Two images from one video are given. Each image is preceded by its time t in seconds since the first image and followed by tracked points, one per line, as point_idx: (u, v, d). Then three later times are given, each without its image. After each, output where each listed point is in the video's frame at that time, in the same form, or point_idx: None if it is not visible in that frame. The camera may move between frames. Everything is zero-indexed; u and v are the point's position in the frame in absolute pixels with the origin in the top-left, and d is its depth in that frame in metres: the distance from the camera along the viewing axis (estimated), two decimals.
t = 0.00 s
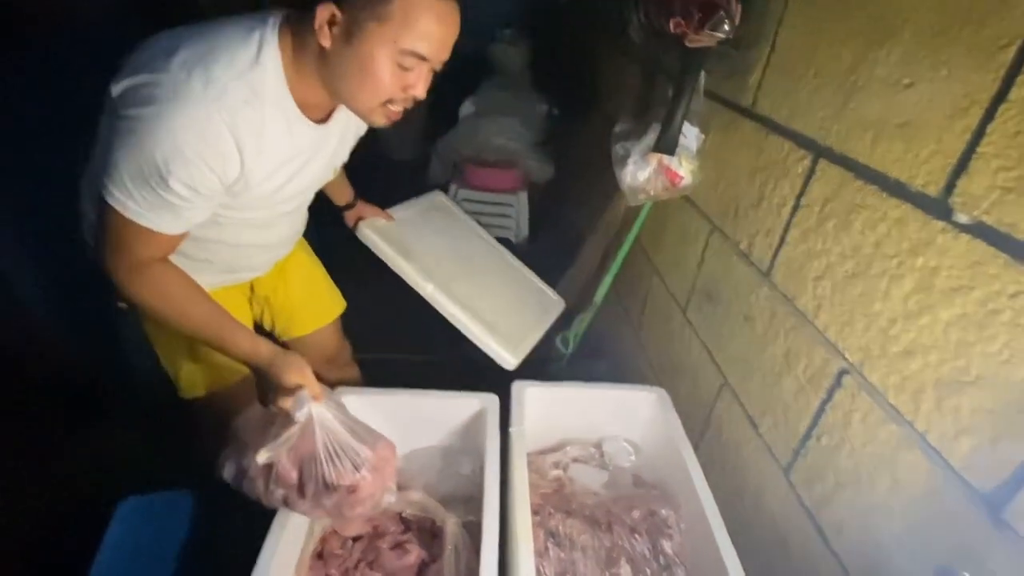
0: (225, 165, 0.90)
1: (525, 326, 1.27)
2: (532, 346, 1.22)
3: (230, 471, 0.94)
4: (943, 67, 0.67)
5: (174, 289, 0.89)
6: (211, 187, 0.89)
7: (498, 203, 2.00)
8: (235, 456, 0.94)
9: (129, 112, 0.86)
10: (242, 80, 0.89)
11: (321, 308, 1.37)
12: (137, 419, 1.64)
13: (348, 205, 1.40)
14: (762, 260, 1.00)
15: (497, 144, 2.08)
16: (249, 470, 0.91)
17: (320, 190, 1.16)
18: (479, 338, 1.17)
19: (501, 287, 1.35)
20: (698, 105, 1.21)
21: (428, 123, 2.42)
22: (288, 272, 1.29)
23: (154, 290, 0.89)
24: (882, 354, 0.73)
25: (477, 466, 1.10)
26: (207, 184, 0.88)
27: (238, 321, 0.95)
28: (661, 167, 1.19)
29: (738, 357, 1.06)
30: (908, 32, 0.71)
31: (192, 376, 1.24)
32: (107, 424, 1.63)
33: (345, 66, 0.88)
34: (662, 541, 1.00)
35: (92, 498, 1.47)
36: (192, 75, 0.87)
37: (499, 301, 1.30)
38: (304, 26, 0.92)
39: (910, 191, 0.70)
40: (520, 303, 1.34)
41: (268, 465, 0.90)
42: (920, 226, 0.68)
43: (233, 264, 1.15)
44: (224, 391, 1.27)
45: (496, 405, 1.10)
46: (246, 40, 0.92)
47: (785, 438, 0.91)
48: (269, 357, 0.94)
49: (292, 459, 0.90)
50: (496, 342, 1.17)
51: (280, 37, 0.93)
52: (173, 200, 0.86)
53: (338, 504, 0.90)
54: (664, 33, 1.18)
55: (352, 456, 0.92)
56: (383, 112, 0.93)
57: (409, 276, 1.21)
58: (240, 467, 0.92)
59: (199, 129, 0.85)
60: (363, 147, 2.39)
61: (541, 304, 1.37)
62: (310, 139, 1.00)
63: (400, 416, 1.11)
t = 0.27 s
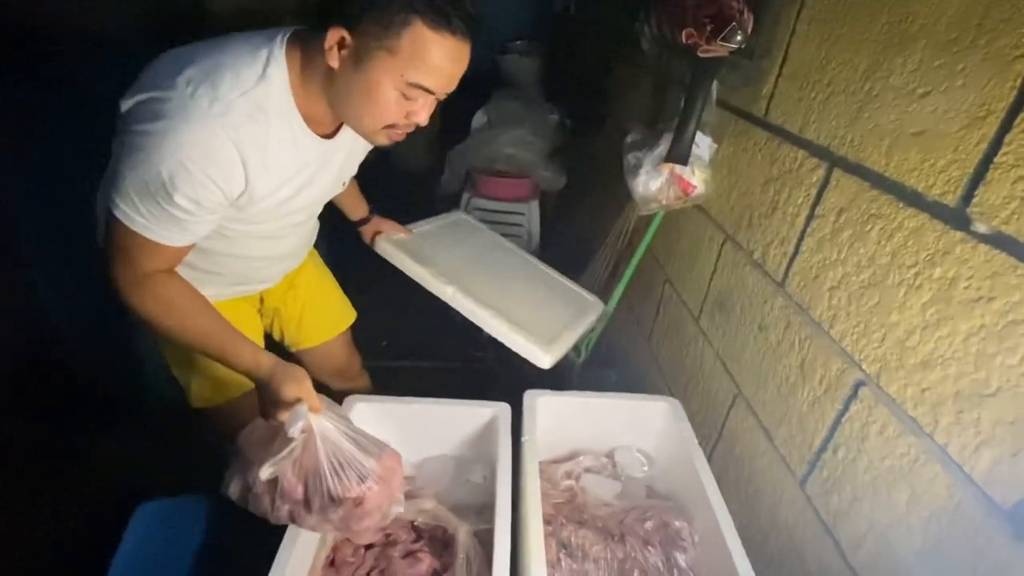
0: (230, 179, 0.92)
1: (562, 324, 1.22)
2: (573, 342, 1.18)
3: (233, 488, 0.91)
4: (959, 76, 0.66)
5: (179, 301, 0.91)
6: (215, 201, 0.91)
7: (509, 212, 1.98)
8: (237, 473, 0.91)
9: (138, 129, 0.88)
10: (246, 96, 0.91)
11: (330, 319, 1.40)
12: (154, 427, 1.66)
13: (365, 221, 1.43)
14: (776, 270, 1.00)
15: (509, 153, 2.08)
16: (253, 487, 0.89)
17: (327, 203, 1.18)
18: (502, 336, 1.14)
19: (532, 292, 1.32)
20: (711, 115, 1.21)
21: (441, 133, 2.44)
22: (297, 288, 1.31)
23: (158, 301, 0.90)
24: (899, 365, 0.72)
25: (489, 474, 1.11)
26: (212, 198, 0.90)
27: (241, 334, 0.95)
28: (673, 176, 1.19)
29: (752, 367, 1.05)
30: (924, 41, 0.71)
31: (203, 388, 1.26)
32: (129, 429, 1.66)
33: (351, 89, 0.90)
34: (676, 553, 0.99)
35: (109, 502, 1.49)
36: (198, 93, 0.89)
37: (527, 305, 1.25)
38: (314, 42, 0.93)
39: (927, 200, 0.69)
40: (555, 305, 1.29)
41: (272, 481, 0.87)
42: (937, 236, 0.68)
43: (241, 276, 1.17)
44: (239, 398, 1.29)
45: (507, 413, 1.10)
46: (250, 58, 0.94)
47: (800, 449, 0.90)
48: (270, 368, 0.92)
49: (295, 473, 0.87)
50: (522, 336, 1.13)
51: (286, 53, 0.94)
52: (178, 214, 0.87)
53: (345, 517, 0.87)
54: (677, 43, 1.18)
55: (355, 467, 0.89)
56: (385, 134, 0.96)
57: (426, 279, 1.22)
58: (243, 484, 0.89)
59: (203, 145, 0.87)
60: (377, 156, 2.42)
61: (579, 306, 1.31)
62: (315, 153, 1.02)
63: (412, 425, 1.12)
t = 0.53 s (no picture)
0: (256, 182, 0.92)
1: (610, 374, 1.07)
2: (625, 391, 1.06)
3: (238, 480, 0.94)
4: (970, 76, 0.66)
5: (200, 295, 0.91)
6: (240, 203, 0.91)
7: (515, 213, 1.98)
8: (242, 467, 0.94)
9: (171, 129, 0.89)
10: (276, 101, 0.91)
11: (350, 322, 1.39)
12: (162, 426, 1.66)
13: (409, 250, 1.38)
14: (785, 272, 0.99)
15: (516, 155, 2.07)
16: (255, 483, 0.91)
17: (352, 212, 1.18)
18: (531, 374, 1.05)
19: (588, 333, 1.19)
20: (718, 116, 1.21)
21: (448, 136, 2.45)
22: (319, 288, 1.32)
23: (178, 294, 0.90)
24: (910, 368, 0.72)
25: (496, 475, 1.11)
26: (238, 200, 0.91)
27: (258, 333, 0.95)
28: (681, 178, 1.19)
29: (761, 370, 1.04)
30: (934, 41, 0.71)
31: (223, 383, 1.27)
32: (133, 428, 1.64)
33: (380, 103, 0.91)
34: (683, 556, 0.98)
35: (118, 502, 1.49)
36: (229, 95, 0.90)
37: (575, 344, 1.14)
38: (343, 54, 0.94)
39: (938, 201, 0.69)
40: (613, 351, 1.14)
41: (271, 480, 0.89)
42: (948, 237, 0.67)
43: (263, 276, 1.18)
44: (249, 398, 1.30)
45: (514, 414, 1.10)
46: (283, 65, 0.95)
47: (810, 452, 0.90)
48: (279, 368, 0.92)
49: (293, 475, 0.88)
50: (552, 377, 1.03)
51: (317, 61, 0.95)
52: (204, 214, 0.88)
53: (338, 524, 0.87)
54: (684, 44, 1.18)
55: (353, 476, 0.89)
56: (411, 145, 0.97)
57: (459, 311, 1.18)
58: (247, 479, 0.91)
59: (232, 148, 0.88)
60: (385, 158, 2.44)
61: (643, 350, 1.15)
62: (340, 160, 1.02)
63: (419, 426, 1.12)
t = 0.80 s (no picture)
0: (298, 184, 0.93)
1: (637, 473, 0.83)
2: (642, 497, 0.81)
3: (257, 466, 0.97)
4: (977, 73, 0.65)
5: (234, 287, 0.92)
6: (280, 204, 0.93)
7: (515, 211, 2.02)
8: (261, 454, 0.96)
9: (225, 127, 0.91)
10: (324, 107, 0.92)
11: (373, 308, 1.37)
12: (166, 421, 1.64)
13: (479, 292, 1.27)
14: (790, 270, 0.98)
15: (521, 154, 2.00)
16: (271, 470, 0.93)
17: (387, 220, 1.17)
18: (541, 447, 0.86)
19: (639, 420, 0.93)
20: (722, 114, 1.20)
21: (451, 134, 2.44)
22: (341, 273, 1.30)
23: (214, 283, 0.92)
24: (916, 367, 0.71)
25: (501, 475, 1.12)
26: (279, 199, 0.92)
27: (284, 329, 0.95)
28: (685, 176, 1.19)
29: (766, 368, 1.04)
30: (941, 38, 0.70)
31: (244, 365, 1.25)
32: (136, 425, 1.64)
33: (424, 117, 0.90)
34: (688, 556, 0.98)
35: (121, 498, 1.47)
36: (282, 98, 0.91)
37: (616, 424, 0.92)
38: (388, 66, 0.94)
39: (944, 199, 0.68)
40: (663, 449, 0.88)
41: (282, 471, 0.90)
42: (955, 235, 0.67)
43: (295, 269, 1.18)
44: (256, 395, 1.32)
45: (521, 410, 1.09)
46: (335, 72, 0.96)
47: (815, 451, 0.89)
48: (299, 366, 0.94)
49: (302, 469, 0.89)
50: (561, 458, 0.84)
51: (368, 70, 0.96)
52: (246, 210, 0.90)
53: (341, 522, 0.88)
54: (689, 41, 1.18)
55: (360, 478, 0.89)
56: (452, 159, 0.95)
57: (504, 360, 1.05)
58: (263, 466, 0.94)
59: (279, 149, 0.89)
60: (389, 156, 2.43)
61: (709, 442, 0.90)
62: (379, 168, 1.01)
63: (423, 424, 1.12)
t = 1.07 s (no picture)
0: (330, 195, 0.92)
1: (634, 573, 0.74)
2: None
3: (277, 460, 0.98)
4: (981, 68, 0.65)
5: (259, 285, 0.92)
6: (310, 215, 0.91)
7: (518, 208, 2.01)
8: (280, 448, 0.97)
9: (266, 131, 0.91)
10: (362, 122, 0.90)
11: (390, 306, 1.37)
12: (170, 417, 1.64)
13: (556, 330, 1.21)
14: (791, 266, 0.98)
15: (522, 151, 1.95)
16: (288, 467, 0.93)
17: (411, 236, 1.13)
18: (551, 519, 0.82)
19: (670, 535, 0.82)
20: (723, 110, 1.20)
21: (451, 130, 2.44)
22: (361, 264, 1.29)
23: (240, 279, 0.92)
24: (918, 363, 0.71)
25: (502, 472, 1.12)
26: (311, 208, 0.91)
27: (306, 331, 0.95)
28: (686, 172, 1.19)
29: (768, 365, 1.04)
30: (945, 32, 0.70)
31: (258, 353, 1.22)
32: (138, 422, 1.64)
33: (452, 148, 0.87)
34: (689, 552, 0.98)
35: (124, 495, 1.47)
36: (324, 108, 0.90)
37: (631, 503, 0.86)
38: (425, 90, 0.91)
39: (947, 194, 0.68)
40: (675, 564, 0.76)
41: (300, 468, 0.91)
42: (958, 231, 0.66)
43: (314, 265, 1.18)
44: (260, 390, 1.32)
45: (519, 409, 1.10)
46: (378, 86, 0.94)
47: (816, 448, 0.89)
48: (318, 365, 0.92)
49: (321, 467, 0.89)
50: (563, 528, 0.80)
51: (408, 91, 0.93)
52: (279, 216, 0.89)
53: (361, 519, 0.89)
54: (690, 37, 1.17)
55: (378, 478, 0.90)
56: (477, 191, 0.93)
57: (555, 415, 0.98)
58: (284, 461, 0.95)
59: (315, 160, 0.87)
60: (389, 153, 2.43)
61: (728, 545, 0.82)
62: (405, 190, 0.98)
63: (424, 422, 1.12)
